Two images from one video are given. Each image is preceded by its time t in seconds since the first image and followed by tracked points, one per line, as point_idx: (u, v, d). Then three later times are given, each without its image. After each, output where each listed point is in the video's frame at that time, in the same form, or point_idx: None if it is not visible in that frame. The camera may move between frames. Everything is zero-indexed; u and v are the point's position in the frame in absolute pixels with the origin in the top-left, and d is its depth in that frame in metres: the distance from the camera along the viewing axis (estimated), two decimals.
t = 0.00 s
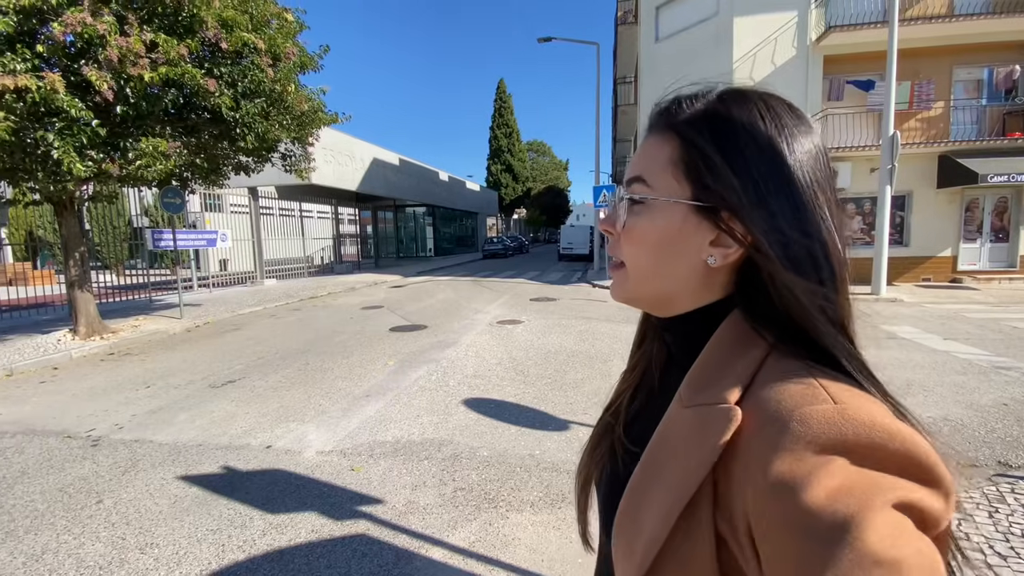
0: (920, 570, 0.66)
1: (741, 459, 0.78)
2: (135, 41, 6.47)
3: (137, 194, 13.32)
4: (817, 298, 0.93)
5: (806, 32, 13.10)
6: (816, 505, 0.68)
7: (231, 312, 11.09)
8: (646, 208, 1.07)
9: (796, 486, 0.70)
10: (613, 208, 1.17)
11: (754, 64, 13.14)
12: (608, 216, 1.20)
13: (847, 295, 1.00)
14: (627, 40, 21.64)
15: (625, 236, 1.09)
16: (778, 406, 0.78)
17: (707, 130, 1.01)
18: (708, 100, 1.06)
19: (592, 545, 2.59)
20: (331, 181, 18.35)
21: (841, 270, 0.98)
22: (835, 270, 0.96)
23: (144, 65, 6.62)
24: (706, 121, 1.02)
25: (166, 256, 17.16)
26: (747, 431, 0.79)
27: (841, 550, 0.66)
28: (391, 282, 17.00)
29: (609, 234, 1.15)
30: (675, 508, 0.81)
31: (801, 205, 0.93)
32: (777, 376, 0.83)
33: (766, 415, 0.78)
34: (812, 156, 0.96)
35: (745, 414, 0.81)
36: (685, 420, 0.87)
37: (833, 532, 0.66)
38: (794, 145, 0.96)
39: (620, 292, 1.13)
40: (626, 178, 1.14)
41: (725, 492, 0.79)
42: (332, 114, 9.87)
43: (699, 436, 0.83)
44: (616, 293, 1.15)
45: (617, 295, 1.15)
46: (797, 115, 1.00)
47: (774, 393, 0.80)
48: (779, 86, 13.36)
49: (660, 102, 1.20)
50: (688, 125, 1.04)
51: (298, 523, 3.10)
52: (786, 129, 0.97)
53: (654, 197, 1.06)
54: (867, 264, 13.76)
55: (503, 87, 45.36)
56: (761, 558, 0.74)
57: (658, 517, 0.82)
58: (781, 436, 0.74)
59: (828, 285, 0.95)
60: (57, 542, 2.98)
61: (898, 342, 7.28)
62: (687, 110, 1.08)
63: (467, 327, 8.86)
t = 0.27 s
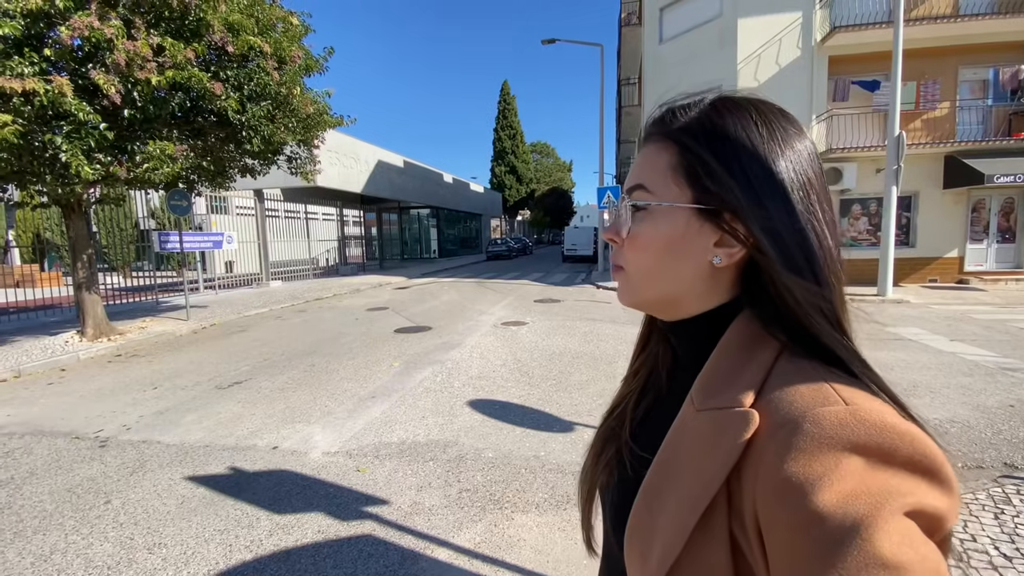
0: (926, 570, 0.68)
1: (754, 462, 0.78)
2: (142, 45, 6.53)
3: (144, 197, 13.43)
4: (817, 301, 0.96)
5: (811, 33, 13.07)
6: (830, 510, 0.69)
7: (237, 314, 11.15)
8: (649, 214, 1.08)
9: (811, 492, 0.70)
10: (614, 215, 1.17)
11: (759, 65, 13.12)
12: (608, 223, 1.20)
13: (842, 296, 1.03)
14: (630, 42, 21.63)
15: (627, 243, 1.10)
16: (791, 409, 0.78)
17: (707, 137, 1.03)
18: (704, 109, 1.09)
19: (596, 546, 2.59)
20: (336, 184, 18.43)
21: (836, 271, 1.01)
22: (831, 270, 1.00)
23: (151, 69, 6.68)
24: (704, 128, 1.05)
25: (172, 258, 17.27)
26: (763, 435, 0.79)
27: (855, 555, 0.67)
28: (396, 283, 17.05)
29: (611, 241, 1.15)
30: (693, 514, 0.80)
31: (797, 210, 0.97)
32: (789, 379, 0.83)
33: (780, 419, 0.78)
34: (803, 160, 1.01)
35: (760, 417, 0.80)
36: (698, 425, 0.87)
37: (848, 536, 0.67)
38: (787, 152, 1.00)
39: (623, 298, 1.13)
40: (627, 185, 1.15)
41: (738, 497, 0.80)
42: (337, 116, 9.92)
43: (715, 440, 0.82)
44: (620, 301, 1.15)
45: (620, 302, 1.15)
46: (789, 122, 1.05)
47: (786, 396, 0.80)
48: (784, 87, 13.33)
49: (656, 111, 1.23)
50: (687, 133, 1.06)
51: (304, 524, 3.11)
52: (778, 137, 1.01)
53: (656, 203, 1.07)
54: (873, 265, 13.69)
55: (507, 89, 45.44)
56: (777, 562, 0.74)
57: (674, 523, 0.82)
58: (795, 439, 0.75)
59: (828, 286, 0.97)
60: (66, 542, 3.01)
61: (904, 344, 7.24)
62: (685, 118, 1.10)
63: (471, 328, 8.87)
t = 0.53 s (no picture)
0: (924, 561, 0.69)
1: (754, 456, 0.79)
2: (145, 47, 6.56)
3: (146, 199, 13.46)
4: (815, 299, 0.97)
5: (812, 34, 13.08)
6: (833, 503, 0.69)
7: (238, 316, 11.17)
8: (653, 214, 1.09)
9: (811, 482, 0.71)
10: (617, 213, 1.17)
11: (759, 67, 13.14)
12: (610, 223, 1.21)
13: (838, 294, 1.04)
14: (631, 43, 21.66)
15: (631, 243, 1.10)
16: (791, 403, 0.79)
17: (710, 138, 1.05)
18: (708, 108, 1.10)
19: (598, 546, 2.60)
20: (338, 186, 18.46)
21: (832, 270, 1.03)
22: (826, 271, 1.01)
23: (154, 71, 6.70)
24: (709, 128, 1.06)
25: (174, 260, 17.31)
26: (764, 429, 0.80)
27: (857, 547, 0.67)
28: (397, 284, 17.06)
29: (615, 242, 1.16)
30: (694, 508, 0.81)
31: (795, 209, 0.99)
32: (789, 374, 0.84)
33: (780, 412, 0.79)
34: (802, 160, 1.02)
35: (761, 411, 0.81)
36: (698, 420, 0.88)
37: (846, 524, 0.68)
38: (788, 152, 1.01)
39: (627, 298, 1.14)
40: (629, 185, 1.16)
41: (739, 492, 0.80)
42: (338, 118, 9.94)
43: (717, 435, 0.83)
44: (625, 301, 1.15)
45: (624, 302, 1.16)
46: (790, 124, 1.06)
47: (785, 390, 0.81)
48: (785, 89, 13.34)
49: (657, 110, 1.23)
50: (691, 133, 1.07)
51: (307, 524, 3.12)
52: (779, 138, 1.02)
53: (661, 203, 1.08)
54: (874, 266, 13.68)
55: (508, 91, 45.52)
56: (776, 552, 0.75)
57: (675, 516, 0.83)
58: (795, 432, 0.76)
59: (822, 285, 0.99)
60: (70, 543, 3.02)
61: (905, 345, 7.23)
62: (688, 117, 1.11)
63: (473, 330, 8.88)
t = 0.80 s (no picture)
0: (927, 553, 0.70)
1: (755, 452, 0.80)
2: (143, 48, 6.56)
3: (144, 200, 13.44)
4: (814, 296, 0.99)
5: (808, 35, 13.13)
6: (835, 498, 0.71)
7: (236, 317, 11.16)
8: (656, 213, 1.09)
9: (814, 478, 0.72)
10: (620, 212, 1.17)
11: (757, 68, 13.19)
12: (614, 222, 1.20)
13: (836, 291, 1.06)
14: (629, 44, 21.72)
15: (638, 244, 1.11)
16: (792, 399, 0.80)
17: (712, 137, 1.05)
18: (709, 108, 1.11)
19: (597, 545, 2.61)
20: (336, 187, 18.45)
21: (829, 268, 1.05)
22: (823, 269, 1.03)
23: (152, 73, 6.70)
24: (710, 128, 1.06)
25: (172, 261, 17.28)
26: (765, 425, 0.81)
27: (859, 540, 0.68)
28: (395, 286, 17.05)
29: (620, 242, 1.16)
30: (698, 506, 0.82)
31: (794, 210, 1.00)
32: (788, 370, 0.85)
33: (782, 409, 0.80)
34: (801, 161, 1.04)
35: (762, 409, 0.82)
36: (699, 418, 0.89)
37: (848, 519, 0.69)
38: (786, 152, 1.03)
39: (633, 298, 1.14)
40: (632, 183, 1.16)
41: (741, 488, 0.81)
42: (337, 119, 9.93)
43: (718, 433, 0.84)
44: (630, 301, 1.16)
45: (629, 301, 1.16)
46: (788, 124, 1.08)
47: (785, 387, 0.82)
48: (782, 90, 13.39)
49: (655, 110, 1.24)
50: (694, 133, 1.08)
51: (306, 526, 3.12)
52: (779, 137, 1.04)
53: (666, 203, 1.08)
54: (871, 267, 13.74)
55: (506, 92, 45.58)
56: (780, 548, 0.76)
57: (679, 514, 0.84)
58: (796, 428, 0.76)
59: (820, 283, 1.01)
60: (67, 545, 3.01)
61: (903, 345, 7.25)
62: (689, 116, 1.11)
63: (471, 331, 8.88)
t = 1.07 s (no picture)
0: (929, 558, 0.72)
1: (760, 460, 0.81)
2: (137, 50, 6.52)
3: (137, 202, 13.36)
4: (810, 301, 1.01)
5: (802, 38, 13.21)
6: (840, 507, 0.72)
7: (230, 319, 11.10)
8: (656, 220, 1.09)
9: (820, 488, 0.73)
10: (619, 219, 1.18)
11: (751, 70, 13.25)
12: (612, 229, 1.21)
13: (830, 298, 1.08)
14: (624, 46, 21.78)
15: (637, 251, 1.11)
16: (795, 408, 0.81)
17: (711, 145, 1.06)
18: (706, 116, 1.12)
19: (592, 547, 2.62)
20: (331, 188, 18.40)
21: (823, 275, 1.07)
22: (818, 276, 1.05)
23: (146, 74, 6.67)
24: (708, 137, 1.07)
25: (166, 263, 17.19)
26: (770, 435, 0.81)
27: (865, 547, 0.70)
28: (390, 287, 17.02)
29: (618, 249, 1.16)
30: (703, 516, 0.82)
31: (792, 218, 1.02)
32: (792, 379, 0.86)
33: (787, 419, 0.81)
34: (797, 170, 1.06)
35: (766, 418, 0.83)
36: (701, 427, 0.89)
37: (854, 528, 0.71)
38: (783, 162, 1.04)
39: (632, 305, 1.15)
40: (629, 191, 1.16)
41: (746, 498, 0.82)
42: (331, 120, 9.90)
43: (722, 442, 0.84)
44: (628, 308, 1.16)
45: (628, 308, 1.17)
46: (783, 134, 1.10)
47: (789, 397, 0.83)
48: (776, 92, 13.46)
49: (651, 117, 1.25)
50: (692, 140, 1.08)
51: (301, 529, 3.11)
52: (775, 147, 1.05)
53: (665, 210, 1.09)
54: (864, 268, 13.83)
55: (502, 93, 45.59)
56: (785, 554, 0.77)
57: (685, 521, 0.84)
58: (802, 438, 0.77)
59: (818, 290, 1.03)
60: (61, 549, 2.99)
61: (897, 345, 7.30)
62: (686, 125, 1.12)
63: (467, 332, 8.88)
